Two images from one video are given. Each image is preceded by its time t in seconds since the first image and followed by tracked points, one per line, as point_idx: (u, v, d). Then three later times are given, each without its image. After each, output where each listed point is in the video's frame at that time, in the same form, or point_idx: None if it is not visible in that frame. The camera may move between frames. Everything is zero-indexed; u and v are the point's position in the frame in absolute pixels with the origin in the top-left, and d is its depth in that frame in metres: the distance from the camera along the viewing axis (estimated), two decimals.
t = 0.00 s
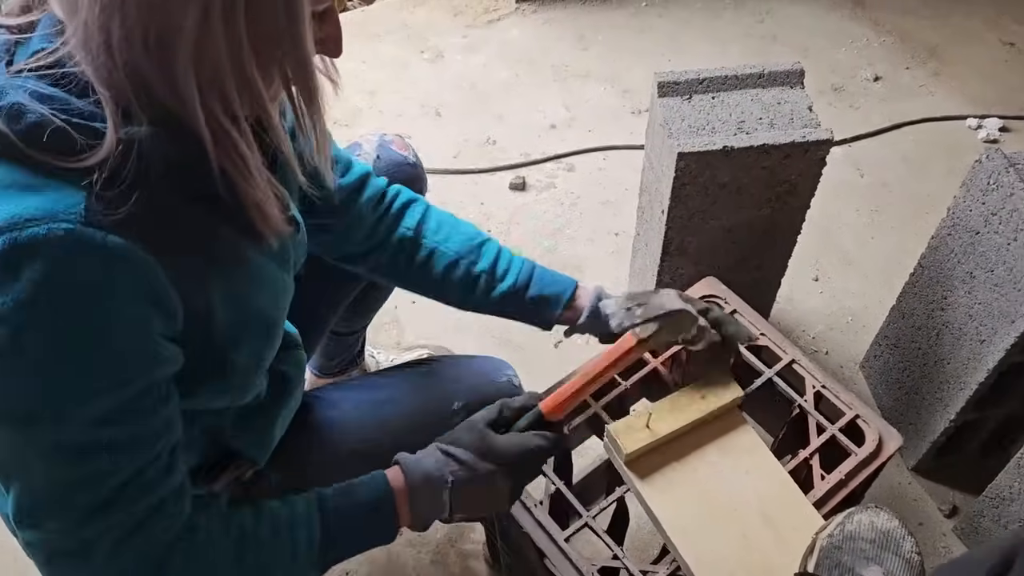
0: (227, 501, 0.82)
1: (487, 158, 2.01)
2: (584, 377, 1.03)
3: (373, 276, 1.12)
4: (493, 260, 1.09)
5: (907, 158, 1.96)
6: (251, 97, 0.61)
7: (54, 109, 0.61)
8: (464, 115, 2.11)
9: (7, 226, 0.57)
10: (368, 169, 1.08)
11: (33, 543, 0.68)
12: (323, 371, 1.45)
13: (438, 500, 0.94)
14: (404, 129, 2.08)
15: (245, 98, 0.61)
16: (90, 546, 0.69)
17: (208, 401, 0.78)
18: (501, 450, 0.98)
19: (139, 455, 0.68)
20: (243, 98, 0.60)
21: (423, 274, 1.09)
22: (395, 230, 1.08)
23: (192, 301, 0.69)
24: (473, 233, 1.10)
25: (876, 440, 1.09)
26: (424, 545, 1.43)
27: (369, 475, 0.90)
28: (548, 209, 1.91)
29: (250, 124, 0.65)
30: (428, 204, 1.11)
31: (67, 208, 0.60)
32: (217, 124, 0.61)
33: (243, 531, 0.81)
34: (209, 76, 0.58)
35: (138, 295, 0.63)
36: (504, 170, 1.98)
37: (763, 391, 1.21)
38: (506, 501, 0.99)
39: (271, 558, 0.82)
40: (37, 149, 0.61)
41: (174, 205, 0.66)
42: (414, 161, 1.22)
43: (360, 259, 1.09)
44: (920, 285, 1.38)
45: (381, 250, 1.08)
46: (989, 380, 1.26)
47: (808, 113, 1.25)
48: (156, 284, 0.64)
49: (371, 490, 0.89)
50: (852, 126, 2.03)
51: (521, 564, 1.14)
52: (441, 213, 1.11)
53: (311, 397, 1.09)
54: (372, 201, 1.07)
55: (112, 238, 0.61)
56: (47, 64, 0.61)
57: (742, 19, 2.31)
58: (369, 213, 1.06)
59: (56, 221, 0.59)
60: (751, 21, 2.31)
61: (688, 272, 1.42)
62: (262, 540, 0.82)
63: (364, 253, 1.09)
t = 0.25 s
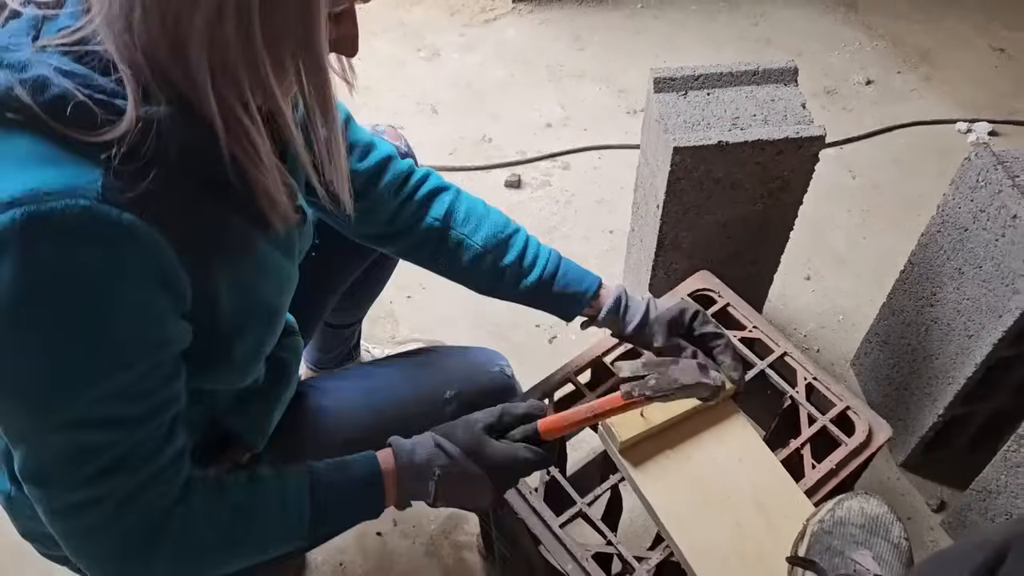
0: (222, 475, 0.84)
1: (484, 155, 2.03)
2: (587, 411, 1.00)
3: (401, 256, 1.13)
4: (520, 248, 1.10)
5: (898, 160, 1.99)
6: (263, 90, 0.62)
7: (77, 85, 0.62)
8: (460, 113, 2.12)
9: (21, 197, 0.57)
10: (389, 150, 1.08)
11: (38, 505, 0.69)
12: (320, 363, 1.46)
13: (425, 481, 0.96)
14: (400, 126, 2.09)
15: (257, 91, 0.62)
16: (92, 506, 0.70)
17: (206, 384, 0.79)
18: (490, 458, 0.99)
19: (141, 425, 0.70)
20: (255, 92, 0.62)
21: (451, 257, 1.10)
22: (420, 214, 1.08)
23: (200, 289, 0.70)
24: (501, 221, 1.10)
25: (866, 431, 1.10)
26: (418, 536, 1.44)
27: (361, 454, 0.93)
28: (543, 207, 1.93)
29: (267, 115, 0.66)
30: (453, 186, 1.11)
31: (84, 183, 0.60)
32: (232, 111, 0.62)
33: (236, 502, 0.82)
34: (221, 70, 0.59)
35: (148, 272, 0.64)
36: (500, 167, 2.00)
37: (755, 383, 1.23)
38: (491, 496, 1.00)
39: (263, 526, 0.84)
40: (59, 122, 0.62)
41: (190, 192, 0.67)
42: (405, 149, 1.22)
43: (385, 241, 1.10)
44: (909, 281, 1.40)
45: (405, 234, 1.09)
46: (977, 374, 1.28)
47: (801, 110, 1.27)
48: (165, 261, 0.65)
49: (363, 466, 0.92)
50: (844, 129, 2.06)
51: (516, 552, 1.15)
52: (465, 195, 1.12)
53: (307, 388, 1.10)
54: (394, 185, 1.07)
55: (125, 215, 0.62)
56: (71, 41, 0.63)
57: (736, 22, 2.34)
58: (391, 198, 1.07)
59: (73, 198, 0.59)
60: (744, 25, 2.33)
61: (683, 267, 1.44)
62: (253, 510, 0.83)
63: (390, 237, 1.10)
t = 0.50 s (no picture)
0: (224, 450, 0.87)
1: (477, 154, 2.05)
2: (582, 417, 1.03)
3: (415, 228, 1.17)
4: (528, 222, 1.14)
5: (883, 161, 2.04)
6: (282, 70, 0.65)
7: (112, 56, 0.66)
8: (454, 113, 2.15)
9: (57, 167, 0.62)
10: (399, 125, 1.12)
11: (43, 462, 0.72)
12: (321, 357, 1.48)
13: (419, 476, 0.99)
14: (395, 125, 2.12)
15: (276, 70, 0.65)
16: (93, 471, 0.74)
17: (218, 355, 0.83)
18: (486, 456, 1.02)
19: (156, 394, 0.73)
20: (274, 71, 0.65)
21: (463, 230, 1.15)
22: (430, 188, 1.13)
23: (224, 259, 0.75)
24: (509, 195, 1.14)
25: (859, 416, 1.13)
26: (418, 525, 1.46)
27: (365, 441, 0.98)
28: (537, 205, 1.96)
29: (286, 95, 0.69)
30: (461, 160, 1.16)
31: (121, 151, 0.65)
32: (255, 90, 0.66)
33: (236, 480, 0.85)
34: (241, 44, 0.62)
35: (178, 241, 0.68)
36: (494, 166, 2.03)
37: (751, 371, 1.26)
38: (482, 489, 1.03)
39: (258, 504, 0.87)
40: (98, 93, 0.66)
41: (220, 168, 0.71)
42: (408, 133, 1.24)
43: (396, 214, 1.15)
44: (897, 274, 1.44)
45: (418, 207, 1.14)
46: (964, 363, 1.32)
47: (793, 106, 1.31)
48: (194, 231, 0.69)
49: (364, 450, 0.96)
50: (830, 130, 2.11)
51: (518, 536, 1.17)
52: (473, 169, 1.16)
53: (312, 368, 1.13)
54: (403, 159, 1.11)
55: (159, 181, 0.66)
56: (105, 16, 0.66)
57: (724, 26, 2.39)
58: (401, 173, 1.11)
59: (108, 164, 0.63)
60: (732, 29, 2.38)
61: (677, 260, 1.47)
62: (252, 487, 0.86)
63: (403, 211, 1.14)
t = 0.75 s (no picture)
0: (213, 413, 0.90)
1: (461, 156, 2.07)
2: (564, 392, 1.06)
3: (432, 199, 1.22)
4: (536, 201, 1.18)
5: (859, 156, 2.08)
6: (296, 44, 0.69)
7: (140, 15, 0.69)
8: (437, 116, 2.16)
9: (93, 116, 0.66)
10: (415, 96, 1.16)
11: (42, 395, 0.76)
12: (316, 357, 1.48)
13: (398, 455, 1.02)
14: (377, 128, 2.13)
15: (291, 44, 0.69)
16: (91, 413, 0.78)
17: (234, 317, 0.87)
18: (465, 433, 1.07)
19: (159, 347, 0.77)
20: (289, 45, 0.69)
21: (475, 204, 1.19)
22: (446, 161, 1.17)
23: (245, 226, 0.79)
24: (520, 174, 1.19)
25: (846, 400, 1.16)
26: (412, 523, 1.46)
27: (352, 418, 1.00)
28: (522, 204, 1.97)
29: (312, 68, 0.74)
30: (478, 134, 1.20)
31: (149, 107, 0.68)
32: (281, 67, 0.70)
33: (221, 440, 0.89)
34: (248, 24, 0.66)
35: (201, 202, 0.72)
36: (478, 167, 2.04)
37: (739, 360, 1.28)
38: (461, 467, 1.08)
39: (236, 467, 0.90)
40: (128, 50, 0.69)
41: (245, 134, 0.75)
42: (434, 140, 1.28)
43: (415, 186, 1.18)
44: (877, 264, 1.47)
45: (433, 179, 1.18)
46: (944, 349, 1.35)
47: (774, 99, 1.33)
48: (211, 200, 0.73)
49: (349, 426, 0.99)
50: (807, 126, 2.14)
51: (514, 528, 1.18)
52: (488, 146, 1.20)
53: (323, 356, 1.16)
54: (421, 132, 1.16)
55: (184, 141, 0.70)
56: None
57: (701, 26, 2.42)
58: (418, 144, 1.15)
59: (136, 118, 0.67)
60: (709, 29, 2.41)
61: (664, 254, 1.49)
62: (235, 450, 0.90)
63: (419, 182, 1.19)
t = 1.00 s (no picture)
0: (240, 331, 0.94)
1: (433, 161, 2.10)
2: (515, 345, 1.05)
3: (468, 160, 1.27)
4: (557, 179, 1.21)
5: (821, 151, 2.14)
6: None
7: None
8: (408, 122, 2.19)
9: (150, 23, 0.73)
10: (466, 61, 1.20)
11: (47, 262, 0.80)
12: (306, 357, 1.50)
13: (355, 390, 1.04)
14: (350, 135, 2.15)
15: None
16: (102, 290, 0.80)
17: (275, 243, 0.94)
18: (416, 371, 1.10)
19: (179, 240, 0.82)
20: None
21: (501, 171, 1.23)
22: (485, 125, 1.22)
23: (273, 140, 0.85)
24: (549, 149, 1.22)
25: (814, 383, 1.20)
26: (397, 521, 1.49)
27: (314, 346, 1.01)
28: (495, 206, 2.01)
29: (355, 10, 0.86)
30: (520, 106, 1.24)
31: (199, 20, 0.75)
32: (334, 1, 0.80)
33: (201, 349, 0.89)
34: None
35: (239, 106, 0.80)
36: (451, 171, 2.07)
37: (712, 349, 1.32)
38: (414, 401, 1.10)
39: (214, 376, 0.91)
40: None
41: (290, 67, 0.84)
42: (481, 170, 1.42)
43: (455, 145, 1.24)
44: (841, 253, 1.52)
45: (469, 143, 1.24)
46: (907, 333, 1.40)
47: (737, 97, 1.38)
48: (236, 109, 0.79)
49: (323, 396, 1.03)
50: (770, 124, 2.20)
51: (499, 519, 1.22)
52: (528, 118, 1.24)
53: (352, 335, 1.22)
54: (464, 95, 1.20)
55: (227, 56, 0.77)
56: None
57: (665, 29, 2.47)
58: (463, 105, 1.21)
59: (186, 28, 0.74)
60: (673, 31, 2.47)
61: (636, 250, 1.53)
62: (220, 360, 0.91)
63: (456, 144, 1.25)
